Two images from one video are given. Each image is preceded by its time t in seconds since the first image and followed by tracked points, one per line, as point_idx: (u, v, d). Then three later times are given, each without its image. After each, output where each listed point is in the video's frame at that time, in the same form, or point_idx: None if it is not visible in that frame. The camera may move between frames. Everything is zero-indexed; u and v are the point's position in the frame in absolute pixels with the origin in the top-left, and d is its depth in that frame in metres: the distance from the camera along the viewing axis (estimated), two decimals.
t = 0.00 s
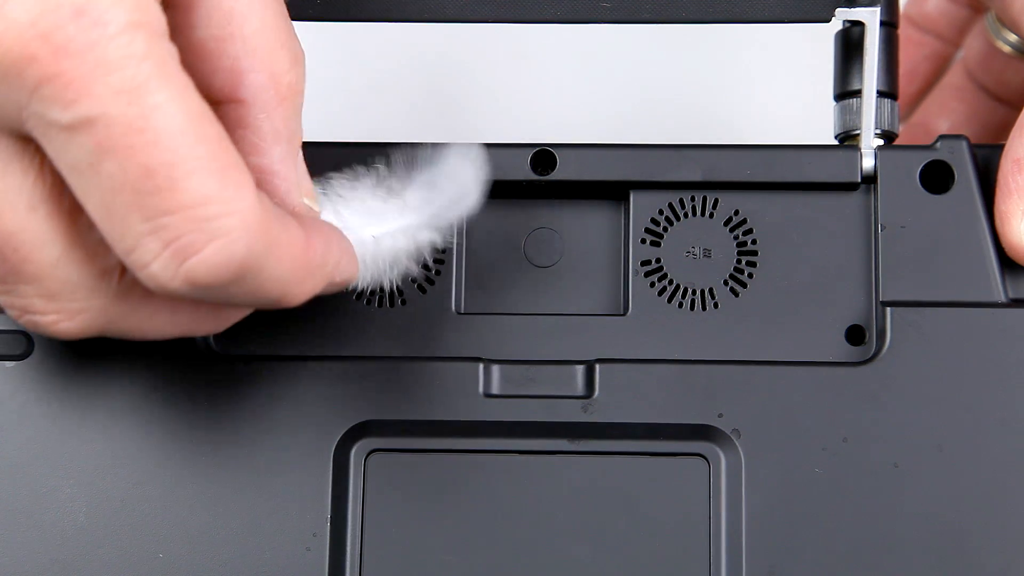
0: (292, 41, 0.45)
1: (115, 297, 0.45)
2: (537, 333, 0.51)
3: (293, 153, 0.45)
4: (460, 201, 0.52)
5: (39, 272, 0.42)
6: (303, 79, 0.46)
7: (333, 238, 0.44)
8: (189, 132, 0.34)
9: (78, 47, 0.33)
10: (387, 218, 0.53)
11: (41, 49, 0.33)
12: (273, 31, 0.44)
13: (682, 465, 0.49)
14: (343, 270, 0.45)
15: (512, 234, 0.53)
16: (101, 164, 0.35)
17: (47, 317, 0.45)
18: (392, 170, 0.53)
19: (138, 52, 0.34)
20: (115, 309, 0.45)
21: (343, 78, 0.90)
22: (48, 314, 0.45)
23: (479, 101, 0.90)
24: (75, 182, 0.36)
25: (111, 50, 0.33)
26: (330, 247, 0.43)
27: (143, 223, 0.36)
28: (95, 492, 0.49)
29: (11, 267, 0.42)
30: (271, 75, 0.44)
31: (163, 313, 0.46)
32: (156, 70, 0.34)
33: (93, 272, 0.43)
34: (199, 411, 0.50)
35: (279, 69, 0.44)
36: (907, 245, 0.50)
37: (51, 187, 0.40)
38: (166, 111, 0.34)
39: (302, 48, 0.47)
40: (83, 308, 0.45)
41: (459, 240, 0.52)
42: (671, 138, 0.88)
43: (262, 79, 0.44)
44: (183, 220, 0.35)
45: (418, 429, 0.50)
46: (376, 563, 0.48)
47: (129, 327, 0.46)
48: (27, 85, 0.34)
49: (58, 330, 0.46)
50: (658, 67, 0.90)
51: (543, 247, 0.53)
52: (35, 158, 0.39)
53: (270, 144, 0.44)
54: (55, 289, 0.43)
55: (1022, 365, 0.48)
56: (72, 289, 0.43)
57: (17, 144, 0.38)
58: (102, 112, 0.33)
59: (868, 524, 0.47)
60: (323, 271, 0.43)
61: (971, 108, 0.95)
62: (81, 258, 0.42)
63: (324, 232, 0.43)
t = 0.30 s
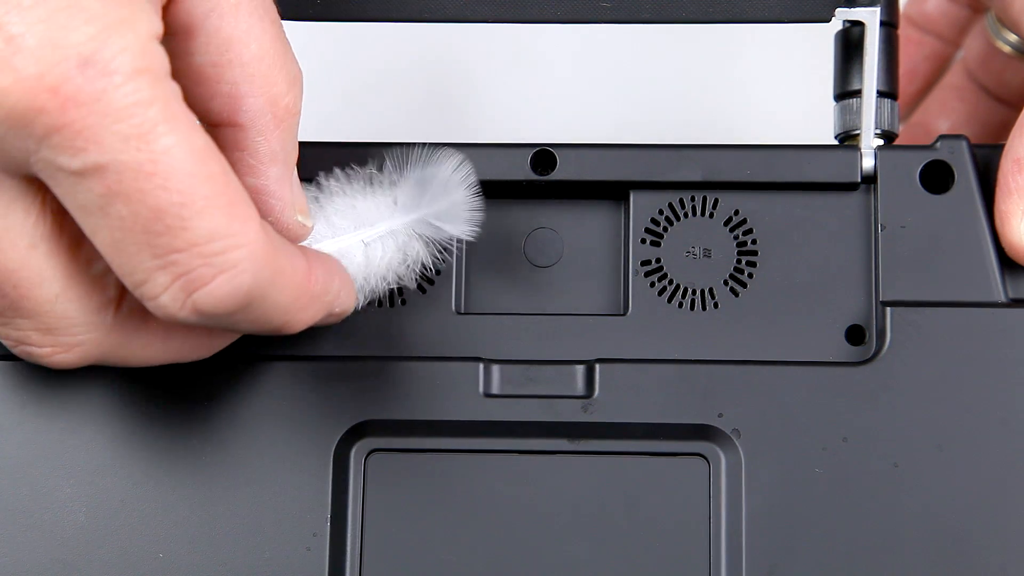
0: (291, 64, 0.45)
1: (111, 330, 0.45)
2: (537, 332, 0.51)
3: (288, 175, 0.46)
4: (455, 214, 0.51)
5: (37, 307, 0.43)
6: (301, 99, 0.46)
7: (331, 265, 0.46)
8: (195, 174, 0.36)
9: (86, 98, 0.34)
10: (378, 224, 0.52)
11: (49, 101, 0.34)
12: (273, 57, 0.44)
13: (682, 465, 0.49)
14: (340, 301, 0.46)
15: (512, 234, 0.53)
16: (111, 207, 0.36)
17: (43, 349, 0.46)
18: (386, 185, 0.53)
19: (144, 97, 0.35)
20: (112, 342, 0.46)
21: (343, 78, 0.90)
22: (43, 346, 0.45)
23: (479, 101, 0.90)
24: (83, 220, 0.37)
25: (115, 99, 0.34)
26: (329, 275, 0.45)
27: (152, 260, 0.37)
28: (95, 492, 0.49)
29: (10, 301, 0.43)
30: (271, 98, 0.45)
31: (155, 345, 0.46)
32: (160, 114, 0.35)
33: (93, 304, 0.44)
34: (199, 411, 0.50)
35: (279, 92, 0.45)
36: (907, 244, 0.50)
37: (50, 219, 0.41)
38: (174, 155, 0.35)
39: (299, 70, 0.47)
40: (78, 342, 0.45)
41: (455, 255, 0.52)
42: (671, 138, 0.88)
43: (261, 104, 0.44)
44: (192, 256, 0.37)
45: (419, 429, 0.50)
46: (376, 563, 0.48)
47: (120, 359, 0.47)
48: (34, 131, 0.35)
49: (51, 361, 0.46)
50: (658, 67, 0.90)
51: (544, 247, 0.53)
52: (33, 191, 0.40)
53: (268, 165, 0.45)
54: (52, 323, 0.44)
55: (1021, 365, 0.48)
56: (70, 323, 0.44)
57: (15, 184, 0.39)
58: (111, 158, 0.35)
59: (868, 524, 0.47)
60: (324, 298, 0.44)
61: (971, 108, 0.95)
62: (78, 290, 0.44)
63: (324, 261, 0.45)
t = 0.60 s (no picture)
0: (291, 53, 0.46)
1: (117, 320, 0.45)
2: (537, 332, 0.51)
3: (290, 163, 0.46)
4: (449, 180, 0.52)
5: (44, 297, 0.42)
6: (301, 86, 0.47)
7: (339, 250, 0.45)
8: (205, 151, 0.36)
9: (95, 78, 0.34)
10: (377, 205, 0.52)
11: (59, 82, 0.34)
12: (276, 46, 0.45)
13: (683, 465, 0.49)
14: (350, 293, 0.46)
15: (512, 233, 0.53)
16: (123, 186, 0.36)
17: (48, 341, 0.45)
18: (379, 165, 0.53)
19: (153, 77, 0.35)
20: (118, 332, 0.45)
21: (343, 79, 0.90)
22: (48, 338, 0.45)
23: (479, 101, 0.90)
24: (94, 202, 0.37)
25: (125, 80, 0.34)
26: (339, 260, 0.45)
27: (166, 238, 0.37)
28: (96, 492, 0.49)
29: (15, 292, 0.42)
30: (274, 83, 0.45)
31: (161, 336, 0.47)
32: (169, 93, 0.35)
33: (100, 294, 0.44)
34: (200, 410, 0.50)
35: (281, 79, 0.46)
36: (907, 244, 0.50)
37: (57, 202, 0.41)
38: (184, 133, 0.35)
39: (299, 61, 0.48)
40: (85, 332, 0.45)
41: (455, 220, 0.52)
42: (671, 138, 0.88)
43: (266, 88, 0.45)
44: (205, 233, 0.37)
45: (419, 428, 0.50)
46: (376, 563, 0.48)
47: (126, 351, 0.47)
48: (43, 114, 0.35)
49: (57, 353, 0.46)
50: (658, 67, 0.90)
51: (544, 247, 0.53)
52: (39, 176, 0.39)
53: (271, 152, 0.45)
54: (59, 314, 0.43)
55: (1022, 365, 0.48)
56: (77, 314, 0.44)
57: (20, 169, 0.39)
58: (121, 138, 0.35)
59: (869, 524, 0.47)
60: (334, 282, 0.44)
61: (971, 108, 0.95)
62: (85, 280, 0.43)
63: (333, 247, 0.45)
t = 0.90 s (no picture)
0: (273, 71, 0.46)
1: (102, 330, 0.45)
2: (537, 332, 0.51)
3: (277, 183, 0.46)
4: (449, 204, 0.51)
5: (27, 306, 0.41)
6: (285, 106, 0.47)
7: (323, 263, 0.45)
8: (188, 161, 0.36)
9: (76, 84, 0.33)
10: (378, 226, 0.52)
11: (39, 88, 0.33)
12: (259, 66, 0.45)
13: (683, 464, 0.49)
14: (333, 305, 0.46)
15: (513, 233, 0.53)
16: (102, 196, 0.35)
17: (31, 351, 0.44)
18: (384, 186, 0.53)
19: (135, 86, 0.34)
20: (103, 341, 0.45)
21: (343, 78, 0.90)
22: (32, 348, 0.44)
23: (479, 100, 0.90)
24: (72, 210, 0.37)
25: (108, 87, 0.34)
26: (323, 273, 0.45)
27: (144, 249, 0.37)
28: (96, 491, 0.49)
29: None
30: (258, 102, 0.45)
31: (147, 344, 0.46)
32: (151, 103, 0.35)
33: (85, 304, 0.43)
34: (201, 410, 0.50)
35: (265, 97, 0.45)
36: (907, 244, 0.50)
37: (40, 209, 0.40)
38: (166, 143, 0.35)
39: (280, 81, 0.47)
40: (70, 343, 0.44)
41: (453, 244, 0.52)
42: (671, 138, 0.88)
43: (249, 108, 0.45)
44: (185, 245, 0.37)
45: (419, 428, 0.50)
46: (376, 562, 0.49)
47: (110, 358, 0.46)
48: (24, 119, 0.34)
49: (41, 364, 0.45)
50: (658, 67, 0.90)
51: (544, 246, 0.53)
52: (21, 183, 0.39)
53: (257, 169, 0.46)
54: (42, 325, 0.43)
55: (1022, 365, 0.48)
56: (62, 323, 0.43)
57: None
58: (102, 147, 0.34)
59: (868, 523, 0.47)
60: (316, 295, 0.44)
61: (972, 108, 0.95)
62: (70, 289, 0.42)
63: (318, 259, 0.45)
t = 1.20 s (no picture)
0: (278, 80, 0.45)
1: (108, 334, 0.44)
2: (537, 331, 0.51)
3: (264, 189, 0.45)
4: (436, 182, 0.52)
5: (34, 311, 0.41)
6: (279, 109, 0.45)
7: (321, 272, 0.46)
8: (190, 173, 0.36)
9: (81, 96, 0.33)
10: (367, 207, 0.53)
11: (44, 100, 0.33)
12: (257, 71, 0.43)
13: (683, 464, 0.49)
14: (332, 316, 0.46)
15: (513, 233, 0.53)
16: (102, 204, 0.36)
17: (38, 355, 0.44)
18: (366, 166, 0.53)
19: (140, 97, 0.34)
20: (109, 347, 0.45)
21: (343, 78, 0.90)
22: (39, 352, 0.44)
23: (479, 99, 0.90)
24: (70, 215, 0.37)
25: (113, 99, 0.34)
26: (321, 284, 0.45)
27: (140, 257, 0.37)
28: (96, 492, 0.49)
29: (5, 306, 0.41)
30: (248, 105, 0.43)
31: (152, 351, 0.46)
32: (155, 114, 0.35)
33: (92, 310, 0.43)
34: (200, 410, 0.50)
35: (260, 103, 0.43)
36: (907, 244, 0.50)
37: (47, 218, 0.40)
38: (168, 155, 0.35)
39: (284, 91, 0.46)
40: (78, 347, 0.44)
41: (452, 219, 0.52)
42: (671, 138, 0.88)
43: (239, 110, 0.43)
44: (181, 254, 0.37)
45: (419, 428, 0.50)
46: (376, 563, 0.49)
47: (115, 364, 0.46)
48: (25, 129, 0.34)
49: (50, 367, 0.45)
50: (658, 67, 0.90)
51: (544, 246, 0.53)
52: (27, 191, 0.38)
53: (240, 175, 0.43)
54: (50, 329, 0.43)
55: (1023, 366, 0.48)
56: (70, 329, 0.43)
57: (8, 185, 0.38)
58: (105, 157, 0.34)
59: (868, 523, 0.47)
60: (314, 306, 0.45)
61: (972, 108, 0.95)
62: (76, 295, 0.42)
63: (316, 270, 0.45)
